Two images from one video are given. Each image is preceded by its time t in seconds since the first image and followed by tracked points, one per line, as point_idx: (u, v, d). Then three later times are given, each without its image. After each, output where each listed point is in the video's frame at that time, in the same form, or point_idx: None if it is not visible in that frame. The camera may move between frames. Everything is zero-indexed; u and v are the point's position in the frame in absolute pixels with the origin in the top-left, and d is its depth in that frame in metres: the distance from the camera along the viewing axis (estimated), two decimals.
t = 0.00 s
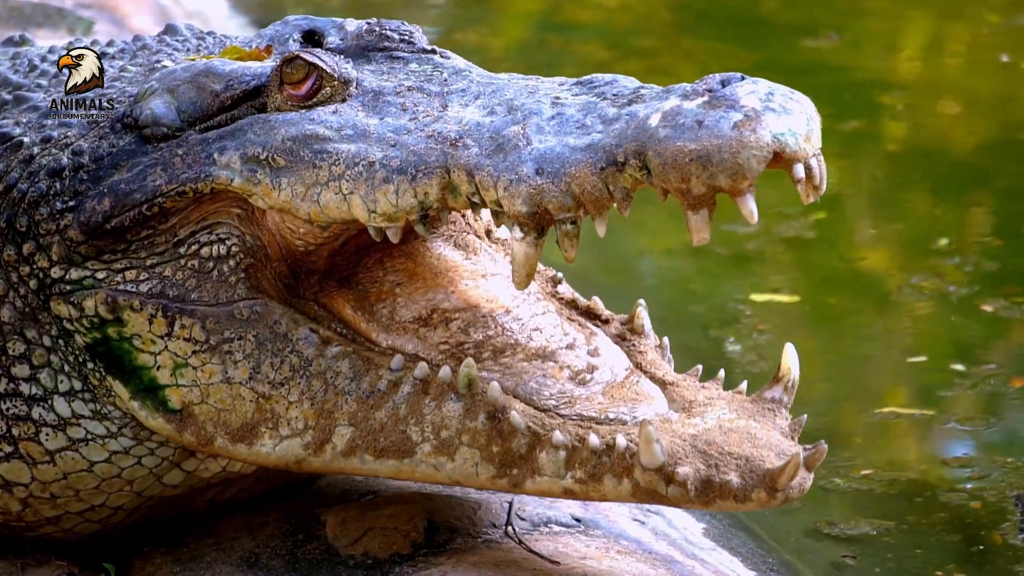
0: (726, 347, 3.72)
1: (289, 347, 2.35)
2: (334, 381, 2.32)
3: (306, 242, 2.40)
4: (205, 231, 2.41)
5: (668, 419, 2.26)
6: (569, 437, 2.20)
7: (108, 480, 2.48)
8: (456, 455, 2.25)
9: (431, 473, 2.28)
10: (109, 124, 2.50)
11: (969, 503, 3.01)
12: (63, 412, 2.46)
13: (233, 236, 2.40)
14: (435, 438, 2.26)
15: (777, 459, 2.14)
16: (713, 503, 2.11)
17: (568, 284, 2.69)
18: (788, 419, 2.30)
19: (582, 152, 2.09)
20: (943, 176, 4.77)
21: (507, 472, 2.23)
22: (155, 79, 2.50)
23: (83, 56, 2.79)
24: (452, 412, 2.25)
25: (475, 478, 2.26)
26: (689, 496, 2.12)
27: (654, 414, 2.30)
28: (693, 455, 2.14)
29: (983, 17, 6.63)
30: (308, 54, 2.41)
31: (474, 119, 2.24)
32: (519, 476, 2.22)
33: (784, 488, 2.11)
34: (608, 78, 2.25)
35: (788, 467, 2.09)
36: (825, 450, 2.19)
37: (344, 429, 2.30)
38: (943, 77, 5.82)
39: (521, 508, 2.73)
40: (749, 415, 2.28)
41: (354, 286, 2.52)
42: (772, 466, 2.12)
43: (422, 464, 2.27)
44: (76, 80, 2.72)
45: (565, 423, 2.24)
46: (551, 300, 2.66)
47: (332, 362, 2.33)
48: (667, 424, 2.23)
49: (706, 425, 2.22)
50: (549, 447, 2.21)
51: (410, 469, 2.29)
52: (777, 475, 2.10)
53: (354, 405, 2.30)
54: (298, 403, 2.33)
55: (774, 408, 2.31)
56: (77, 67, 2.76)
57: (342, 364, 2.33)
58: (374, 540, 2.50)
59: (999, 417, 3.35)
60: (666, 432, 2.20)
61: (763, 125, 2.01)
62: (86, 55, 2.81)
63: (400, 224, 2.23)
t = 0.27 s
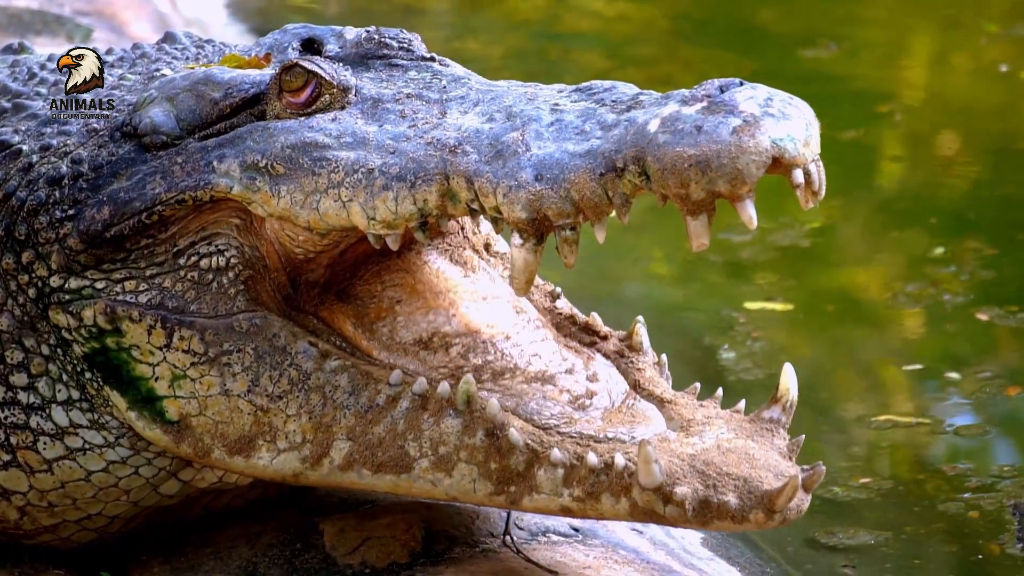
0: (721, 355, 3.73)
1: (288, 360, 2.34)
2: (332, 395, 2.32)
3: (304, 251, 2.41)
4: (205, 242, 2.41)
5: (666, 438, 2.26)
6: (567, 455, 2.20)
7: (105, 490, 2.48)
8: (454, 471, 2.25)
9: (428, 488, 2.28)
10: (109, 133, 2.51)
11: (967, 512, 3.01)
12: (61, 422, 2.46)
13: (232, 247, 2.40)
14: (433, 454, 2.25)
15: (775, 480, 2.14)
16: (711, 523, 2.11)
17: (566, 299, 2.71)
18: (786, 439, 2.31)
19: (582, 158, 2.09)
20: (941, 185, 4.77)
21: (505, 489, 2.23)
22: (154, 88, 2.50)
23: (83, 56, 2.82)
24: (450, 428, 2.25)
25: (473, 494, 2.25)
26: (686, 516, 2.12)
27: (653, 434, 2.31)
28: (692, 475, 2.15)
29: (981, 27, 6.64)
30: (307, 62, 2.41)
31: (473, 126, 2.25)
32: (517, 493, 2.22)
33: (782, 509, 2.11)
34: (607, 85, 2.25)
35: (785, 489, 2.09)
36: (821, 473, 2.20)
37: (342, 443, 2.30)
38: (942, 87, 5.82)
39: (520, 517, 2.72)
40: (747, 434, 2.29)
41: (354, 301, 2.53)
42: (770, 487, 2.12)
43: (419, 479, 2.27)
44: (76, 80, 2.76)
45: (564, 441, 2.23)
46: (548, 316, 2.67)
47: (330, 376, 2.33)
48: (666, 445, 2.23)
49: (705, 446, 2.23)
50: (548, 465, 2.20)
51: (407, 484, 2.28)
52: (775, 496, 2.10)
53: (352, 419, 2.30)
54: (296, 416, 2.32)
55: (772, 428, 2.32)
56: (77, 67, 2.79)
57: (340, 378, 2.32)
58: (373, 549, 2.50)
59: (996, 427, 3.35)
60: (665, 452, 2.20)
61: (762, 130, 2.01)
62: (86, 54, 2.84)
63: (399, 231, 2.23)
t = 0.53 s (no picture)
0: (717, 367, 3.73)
1: (286, 374, 2.34)
2: (330, 409, 2.31)
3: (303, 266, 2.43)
4: (203, 255, 2.42)
5: (665, 451, 2.27)
6: (565, 469, 2.19)
7: (102, 503, 2.47)
8: (452, 485, 2.25)
9: (427, 502, 2.27)
10: (107, 146, 2.51)
11: (962, 524, 3.00)
12: (58, 435, 2.46)
13: (230, 260, 2.40)
14: (431, 468, 2.25)
15: (773, 493, 2.15)
16: (709, 537, 2.11)
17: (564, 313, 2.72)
18: (784, 453, 2.32)
19: (579, 166, 2.10)
20: (940, 198, 4.78)
21: (503, 502, 2.22)
22: (152, 101, 2.51)
23: (82, 56, 2.91)
24: (448, 442, 2.25)
25: (471, 508, 2.25)
26: (685, 530, 2.13)
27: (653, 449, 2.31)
28: (690, 489, 2.15)
29: (978, 41, 6.66)
30: (305, 74, 2.42)
31: (470, 135, 2.25)
32: (515, 507, 2.22)
33: (781, 523, 2.12)
34: (605, 94, 2.26)
35: (784, 502, 2.09)
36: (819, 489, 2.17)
37: (340, 457, 2.29)
38: (940, 100, 5.84)
39: (518, 530, 2.72)
40: (745, 448, 2.30)
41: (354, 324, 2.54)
42: (769, 501, 2.12)
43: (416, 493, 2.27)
44: (76, 80, 2.85)
45: (562, 453, 2.22)
46: (547, 330, 2.69)
47: (328, 390, 2.32)
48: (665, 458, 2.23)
49: (703, 458, 2.23)
50: (546, 479, 2.20)
51: (405, 498, 2.28)
52: (774, 510, 2.11)
53: (350, 433, 2.29)
54: (294, 430, 2.31)
55: (770, 442, 2.34)
56: (77, 66, 2.88)
57: (338, 392, 2.32)
58: (371, 562, 2.49)
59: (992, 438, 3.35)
60: (663, 465, 2.20)
61: (759, 137, 2.02)
62: (85, 55, 2.93)
63: (397, 241, 2.23)
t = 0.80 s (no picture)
0: (720, 378, 3.73)
1: (285, 385, 2.33)
2: (329, 420, 2.31)
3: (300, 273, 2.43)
4: (202, 265, 2.42)
5: (663, 464, 2.27)
6: (564, 481, 2.19)
7: (101, 513, 2.47)
8: (450, 496, 2.24)
9: (425, 513, 2.27)
10: (106, 156, 2.51)
11: (958, 532, 3.00)
12: (57, 444, 2.45)
13: (229, 270, 2.41)
14: (430, 479, 2.25)
15: (771, 506, 2.15)
16: (708, 550, 2.12)
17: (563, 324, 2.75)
18: (783, 465, 2.32)
19: (577, 172, 2.10)
20: (939, 206, 4.79)
21: (501, 514, 2.22)
22: (150, 110, 2.51)
23: (82, 57, 3.03)
24: (447, 453, 2.25)
25: (469, 519, 2.24)
26: (683, 542, 2.13)
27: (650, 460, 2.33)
28: (688, 501, 2.15)
29: (978, 48, 6.66)
30: (302, 82, 2.42)
31: (468, 142, 2.25)
32: (513, 518, 2.21)
33: (779, 536, 2.12)
34: (602, 101, 2.26)
35: (783, 515, 2.10)
36: (818, 500, 2.17)
37: (338, 468, 2.29)
38: (939, 108, 5.84)
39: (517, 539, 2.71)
40: (744, 460, 2.30)
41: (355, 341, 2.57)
42: (768, 514, 2.12)
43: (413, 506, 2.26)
44: (76, 80, 2.95)
45: (560, 466, 2.23)
46: (545, 341, 2.72)
47: (327, 401, 2.32)
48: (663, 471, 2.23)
49: (701, 471, 2.24)
50: (544, 490, 2.20)
51: (404, 509, 2.27)
52: (773, 523, 2.11)
53: (349, 444, 2.29)
54: (292, 440, 2.31)
55: (769, 454, 2.34)
56: (78, 66, 2.99)
57: (337, 403, 2.32)
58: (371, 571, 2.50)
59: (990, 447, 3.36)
60: (661, 478, 2.20)
61: (756, 142, 2.02)
62: (86, 57, 3.04)
63: (395, 248, 2.23)
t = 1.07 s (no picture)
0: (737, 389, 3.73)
1: (289, 393, 2.33)
2: (333, 427, 2.31)
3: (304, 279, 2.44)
4: (206, 272, 2.42)
5: (667, 473, 2.27)
6: (568, 489, 2.19)
7: (105, 520, 2.47)
8: (454, 504, 2.24)
9: (429, 522, 2.27)
10: (111, 163, 2.52)
11: (962, 540, 3.00)
12: (61, 451, 2.45)
13: (233, 277, 2.41)
14: (434, 487, 2.25)
15: (776, 515, 2.15)
16: (712, 559, 2.11)
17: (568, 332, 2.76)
18: (787, 475, 2.31)
19: (580, 176, 2.10)
20: (945, 214, 4.79)
21: (505, 523, 2.22)
22: (155, 117, 2.51)
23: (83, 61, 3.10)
24: (451, 461, 2.24)
25: (474, 528, 2.24)
26: (687, 552, 2.13)
27: (655, 469, 2.34)
28: (693, 511, 2.15)
29: (983, 57, 6.67)
30: (306, 88, 2.42)
31: (472, 147, 2.25)
32: (517, 527, 2.21)
33: (784, 545, 2.11)
34: (606, 105, 2.26)
35: (787, 524, 2.09)
36: (824, 509, 2.17)
37: (342, 476, 2.29)
38: (944, 116, 5.84)
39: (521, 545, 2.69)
40: (749, 470, 2.30)
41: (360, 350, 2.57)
42: (772, 523, 2.12)
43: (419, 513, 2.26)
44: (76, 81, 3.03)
45: (565, 475, 2.23)
46: (550, 349, 2.73)
47: (332, 409, 2.32)
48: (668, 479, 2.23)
49: (706, 479, 2.24)
50: (549, 499, 2.20)
51: (408, 517, 2.27)
52: (777, 532, 2.10)
53: (353, 451, 2.29)
54: (297, 448, 2.31)
55: (773, 463, 2.33)
56: (78, 67, 3.11)
57: (342, 411, 2.32)
58: None
59: (994, 457, 3.36)
60: (666, 487, 2.20)
61: (760, 145, 2.02)
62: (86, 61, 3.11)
63: (399, 253, 2.23)
